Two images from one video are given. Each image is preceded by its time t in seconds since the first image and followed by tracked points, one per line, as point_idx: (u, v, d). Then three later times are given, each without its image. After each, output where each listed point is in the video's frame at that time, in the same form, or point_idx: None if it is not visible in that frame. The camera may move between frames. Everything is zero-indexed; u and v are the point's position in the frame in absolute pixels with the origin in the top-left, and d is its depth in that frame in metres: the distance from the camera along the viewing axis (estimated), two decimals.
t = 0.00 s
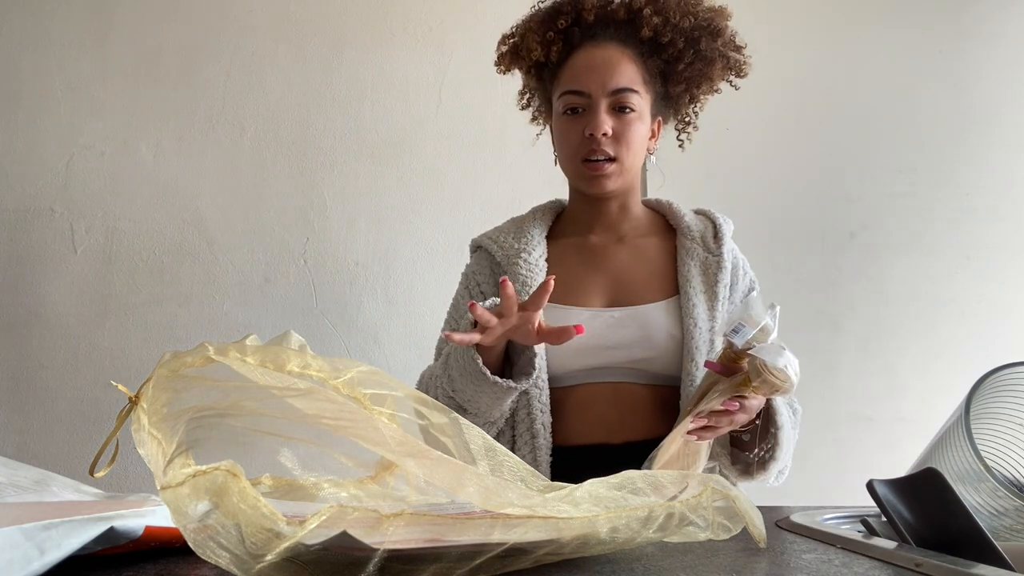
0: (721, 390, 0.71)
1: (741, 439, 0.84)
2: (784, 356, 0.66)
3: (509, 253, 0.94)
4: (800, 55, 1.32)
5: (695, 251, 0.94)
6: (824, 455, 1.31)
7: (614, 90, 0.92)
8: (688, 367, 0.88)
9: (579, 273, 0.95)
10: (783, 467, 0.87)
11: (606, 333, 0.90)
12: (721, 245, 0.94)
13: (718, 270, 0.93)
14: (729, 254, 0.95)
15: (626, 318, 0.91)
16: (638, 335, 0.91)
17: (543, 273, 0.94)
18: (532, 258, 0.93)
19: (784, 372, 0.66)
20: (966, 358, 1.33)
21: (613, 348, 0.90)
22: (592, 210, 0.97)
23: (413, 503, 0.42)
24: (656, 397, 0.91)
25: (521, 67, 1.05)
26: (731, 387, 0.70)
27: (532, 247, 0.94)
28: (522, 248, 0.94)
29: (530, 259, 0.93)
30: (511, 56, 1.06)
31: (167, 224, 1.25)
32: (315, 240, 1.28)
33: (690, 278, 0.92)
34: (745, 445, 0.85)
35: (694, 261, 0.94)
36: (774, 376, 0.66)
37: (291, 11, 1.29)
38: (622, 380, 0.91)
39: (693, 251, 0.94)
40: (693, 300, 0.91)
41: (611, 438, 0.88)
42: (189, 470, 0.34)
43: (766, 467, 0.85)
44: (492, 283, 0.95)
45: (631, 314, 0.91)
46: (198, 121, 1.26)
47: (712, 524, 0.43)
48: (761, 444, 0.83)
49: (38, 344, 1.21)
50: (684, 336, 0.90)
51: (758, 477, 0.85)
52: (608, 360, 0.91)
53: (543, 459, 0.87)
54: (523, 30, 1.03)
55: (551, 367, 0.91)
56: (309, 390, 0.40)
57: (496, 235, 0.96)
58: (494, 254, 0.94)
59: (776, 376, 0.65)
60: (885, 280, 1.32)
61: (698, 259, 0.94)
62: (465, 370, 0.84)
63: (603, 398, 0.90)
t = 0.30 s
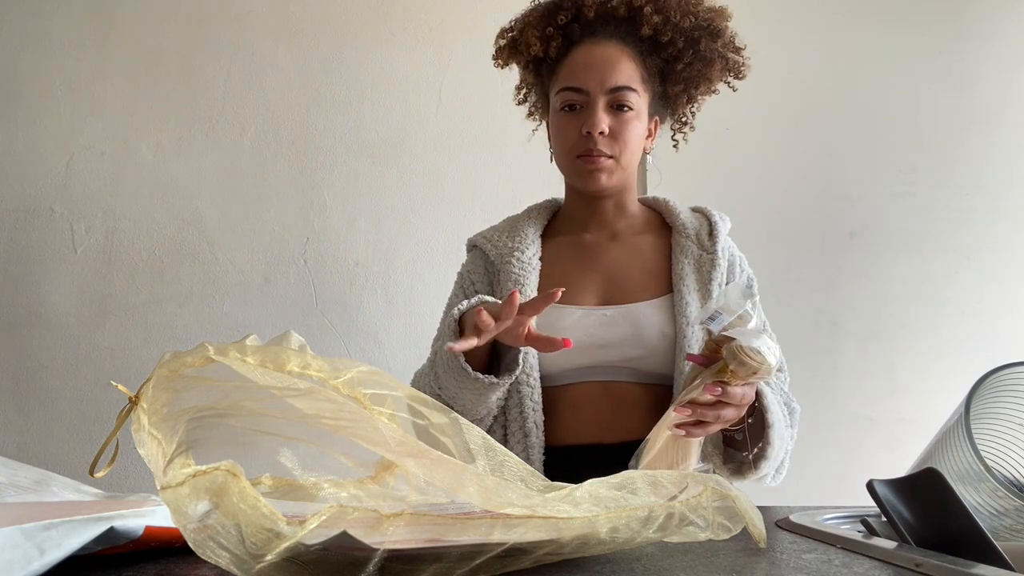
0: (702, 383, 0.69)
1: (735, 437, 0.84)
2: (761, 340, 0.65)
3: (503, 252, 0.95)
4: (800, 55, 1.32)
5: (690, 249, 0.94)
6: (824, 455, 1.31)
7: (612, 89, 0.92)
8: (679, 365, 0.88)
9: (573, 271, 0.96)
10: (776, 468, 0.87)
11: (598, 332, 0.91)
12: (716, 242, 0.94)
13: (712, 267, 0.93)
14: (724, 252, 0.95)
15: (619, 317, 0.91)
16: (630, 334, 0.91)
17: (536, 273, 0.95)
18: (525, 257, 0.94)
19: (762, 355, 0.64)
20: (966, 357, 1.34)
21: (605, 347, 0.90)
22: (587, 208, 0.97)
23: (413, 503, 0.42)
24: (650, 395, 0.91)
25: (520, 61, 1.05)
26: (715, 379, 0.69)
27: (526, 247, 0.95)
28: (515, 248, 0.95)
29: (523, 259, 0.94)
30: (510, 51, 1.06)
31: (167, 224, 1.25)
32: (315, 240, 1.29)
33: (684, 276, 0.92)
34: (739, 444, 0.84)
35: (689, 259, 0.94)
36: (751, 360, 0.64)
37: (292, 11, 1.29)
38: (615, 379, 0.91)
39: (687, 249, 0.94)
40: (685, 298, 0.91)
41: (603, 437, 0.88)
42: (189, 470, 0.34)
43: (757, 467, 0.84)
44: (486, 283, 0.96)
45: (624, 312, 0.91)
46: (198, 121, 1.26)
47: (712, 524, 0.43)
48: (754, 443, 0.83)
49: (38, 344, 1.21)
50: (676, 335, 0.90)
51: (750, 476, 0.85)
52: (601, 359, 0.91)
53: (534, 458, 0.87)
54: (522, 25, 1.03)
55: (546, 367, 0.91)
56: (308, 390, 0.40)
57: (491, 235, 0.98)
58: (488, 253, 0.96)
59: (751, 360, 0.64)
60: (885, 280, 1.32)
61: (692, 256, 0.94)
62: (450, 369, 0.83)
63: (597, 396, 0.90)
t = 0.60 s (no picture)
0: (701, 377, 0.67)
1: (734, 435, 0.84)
2: (767, 334, 0.62)
3: (497, 248, 0.94)
4: (800, 55, 1.32)
5: (688, 247, 0.94)
6: (824, 455, 1.31)
7: (610, 83, 0.92)
8: (679, 365, 0.88)
9: (570, 269, 0.96)
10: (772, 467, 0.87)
11: (598, 332, 0.91)
12: (714, 241, 0.94)
13: (711, 266, 0.93)
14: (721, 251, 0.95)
15: (620, 317, 0.91)
16: (631, 333, 0.91)
17: (533, 268, 0.93)
18: (520, 251, 0.93)
19: (767, 350, 0.61)
20: (967, 357, 1.34)
21: (605, 347, 0.91)
22: (582, 203, 0.97)
23: (413, 503, 0.42)
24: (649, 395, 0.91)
25: (515, 52, 1.05)
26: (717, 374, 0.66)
27: (521, 242, 0.94)
28: (509, 242, 0.94)
29: (519, 253, 0.93)
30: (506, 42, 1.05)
31: (167, 223, 1.25)
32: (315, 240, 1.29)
33: (683, 275, 0.93)
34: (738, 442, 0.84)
35: (687, 258, 0.94)
36: (758, 356, 0.61)
37: (292, 11, 1.29)
38: (613, 379, 0.91)
39: (686, 248, 0.95)
40: (685, 298, 0.91)
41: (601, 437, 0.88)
42: (189, 470, 0.34)
43: (757, 466, 0.84)
44: (478, 279, 0.95)
45: (625, 312, 0.91)
46: (197, 120, 1.26)
47: (712, 524, 0.43)
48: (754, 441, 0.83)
49: (38, 344, 1.21)
50: (676, 334, 0.90)
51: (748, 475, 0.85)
52: (601, 359, 0.91)
53: (535, 458, 0.86)
54: (519, 16, 1.02)
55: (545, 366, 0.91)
56: (310, 390, 0.40)
57: (483, 230, 0.97)
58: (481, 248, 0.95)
59: (757, 356, 0.61)
60: (885, 280, 1.32)
61: (691, 255, 0.94)
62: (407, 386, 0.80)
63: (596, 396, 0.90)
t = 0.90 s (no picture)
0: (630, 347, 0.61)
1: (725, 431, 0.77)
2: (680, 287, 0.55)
3: (467, 243, 0.88)
4: (801, 55, 1.32)
5: (665, 236, 0.86)
6: (824, 455, 1.31)
7: (588, 67, 0.82)
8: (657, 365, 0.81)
9: (544, 267, 0.89)
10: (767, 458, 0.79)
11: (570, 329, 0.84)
12: (692, 227, 0.86)
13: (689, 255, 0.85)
14: (701, 235, 0.86)
15: (591, 313, 0.84)
16: (605, 332, 0.83)
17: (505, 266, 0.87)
18: (491, 248, 0.87)
19: (678, 301, 0.54)
20: (966, 357, 1.34)
21: (577, 345, 0.83)
22: (557, 194, 0.89)
23: (414, 503, 0.42)
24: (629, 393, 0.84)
25: (485, 25, 0.95)
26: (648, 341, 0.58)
27: (492, 237, 0.88)
28: (480, 239, 0.88)
29: (490, 249, 0.87)
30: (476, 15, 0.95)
31: (167, 223, 1.25)
32: (315, 241, 1.28)
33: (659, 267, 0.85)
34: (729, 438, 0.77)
35: (664, 248, 0.86)
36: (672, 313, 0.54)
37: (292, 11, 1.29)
38: (592, 379, 0.84)
39: (663, 236, 0.86)
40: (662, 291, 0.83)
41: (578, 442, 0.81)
42: (188, 470, 0.34)
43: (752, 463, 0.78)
44: (449, 279, 0.89)
45: (597, 308, 0.84)
46: (196, 120, 1.26)
47: (712, 524, 0.44)
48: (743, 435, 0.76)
49: (38, 344, 1.21)
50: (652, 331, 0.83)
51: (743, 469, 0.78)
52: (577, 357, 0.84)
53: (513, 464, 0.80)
54: None
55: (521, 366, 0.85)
56: (310, 390, 0.40)
57: (453, 224, 0.90)
58: (450, 245, 0.89)
59: (671, 312, 0.54)
60: (885, 280, 1.32)
61: (669, 244, 0.86)
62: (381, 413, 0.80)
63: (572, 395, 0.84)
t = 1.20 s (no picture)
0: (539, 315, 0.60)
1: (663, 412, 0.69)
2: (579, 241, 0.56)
3: (421, 232, 0.86)
4: (801, 55, 1.32)
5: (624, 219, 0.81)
6: (824, 455, 1.31)
7: (545, 45, 0.78)
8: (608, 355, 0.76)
9: (497, 254, 0.86)
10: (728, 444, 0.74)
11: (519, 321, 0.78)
12: (653, 209, 0.81)
13: (647, 239, 0.80)
14: (662, 219, 0.81)
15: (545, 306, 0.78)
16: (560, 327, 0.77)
17: (460, 256, 0.85)
18: (445, 237, 0.84)
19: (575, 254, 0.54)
20: (966, 355, 1.34)
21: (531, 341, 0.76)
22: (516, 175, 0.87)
23: (414, 502, 0.42)
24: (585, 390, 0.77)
25: None
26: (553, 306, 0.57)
27: (448, 225, 0.86)
28: (433, 227, 0.85)
29: (445, 238, 0.85)
30: None
31: (167, 223, 1.25)
32: (315, 240, 1.29)
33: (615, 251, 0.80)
34: (669, 420, 0.69)
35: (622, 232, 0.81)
36: (569, 268, 0.54)
37: (293, 10, 1.29)
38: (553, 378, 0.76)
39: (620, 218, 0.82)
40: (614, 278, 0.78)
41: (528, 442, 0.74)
42: (188, 469, 0.34)
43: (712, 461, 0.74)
44: (405, 268, 0.88)
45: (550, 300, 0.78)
46: (196, 120, 1.26)
47: (712, 523, 0.44)
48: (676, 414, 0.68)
49: (38, 344, 1.21)
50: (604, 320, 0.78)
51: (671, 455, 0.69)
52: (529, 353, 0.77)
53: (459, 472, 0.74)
54: None
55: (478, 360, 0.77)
56: (310, 390, 0.40)
57: (409, 211, 0.88)
58: (406, 235, 0.87)
59: (569, 266, 0.54)
60: (885, 280, 1.32)
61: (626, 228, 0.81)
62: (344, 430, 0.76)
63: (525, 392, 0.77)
